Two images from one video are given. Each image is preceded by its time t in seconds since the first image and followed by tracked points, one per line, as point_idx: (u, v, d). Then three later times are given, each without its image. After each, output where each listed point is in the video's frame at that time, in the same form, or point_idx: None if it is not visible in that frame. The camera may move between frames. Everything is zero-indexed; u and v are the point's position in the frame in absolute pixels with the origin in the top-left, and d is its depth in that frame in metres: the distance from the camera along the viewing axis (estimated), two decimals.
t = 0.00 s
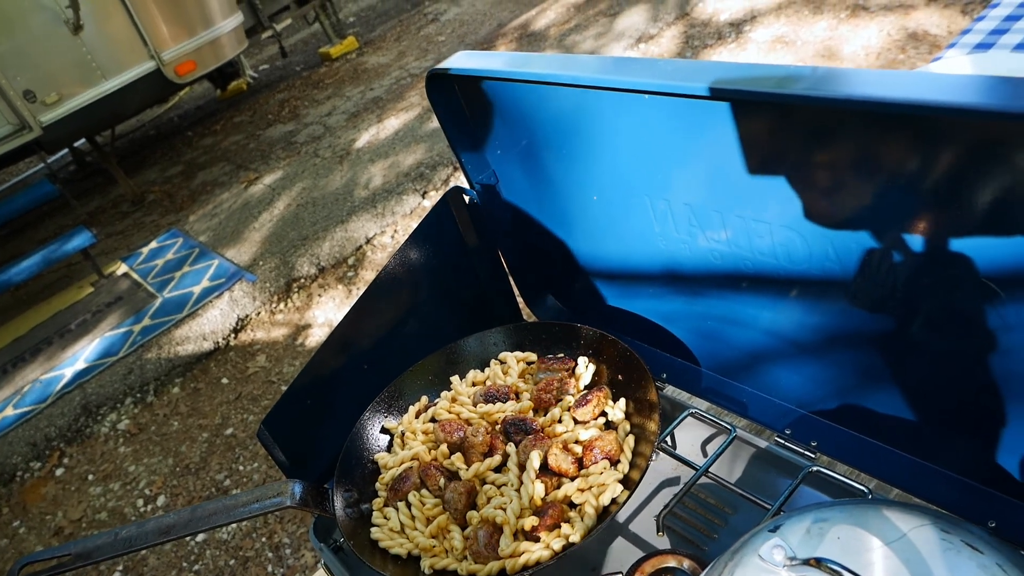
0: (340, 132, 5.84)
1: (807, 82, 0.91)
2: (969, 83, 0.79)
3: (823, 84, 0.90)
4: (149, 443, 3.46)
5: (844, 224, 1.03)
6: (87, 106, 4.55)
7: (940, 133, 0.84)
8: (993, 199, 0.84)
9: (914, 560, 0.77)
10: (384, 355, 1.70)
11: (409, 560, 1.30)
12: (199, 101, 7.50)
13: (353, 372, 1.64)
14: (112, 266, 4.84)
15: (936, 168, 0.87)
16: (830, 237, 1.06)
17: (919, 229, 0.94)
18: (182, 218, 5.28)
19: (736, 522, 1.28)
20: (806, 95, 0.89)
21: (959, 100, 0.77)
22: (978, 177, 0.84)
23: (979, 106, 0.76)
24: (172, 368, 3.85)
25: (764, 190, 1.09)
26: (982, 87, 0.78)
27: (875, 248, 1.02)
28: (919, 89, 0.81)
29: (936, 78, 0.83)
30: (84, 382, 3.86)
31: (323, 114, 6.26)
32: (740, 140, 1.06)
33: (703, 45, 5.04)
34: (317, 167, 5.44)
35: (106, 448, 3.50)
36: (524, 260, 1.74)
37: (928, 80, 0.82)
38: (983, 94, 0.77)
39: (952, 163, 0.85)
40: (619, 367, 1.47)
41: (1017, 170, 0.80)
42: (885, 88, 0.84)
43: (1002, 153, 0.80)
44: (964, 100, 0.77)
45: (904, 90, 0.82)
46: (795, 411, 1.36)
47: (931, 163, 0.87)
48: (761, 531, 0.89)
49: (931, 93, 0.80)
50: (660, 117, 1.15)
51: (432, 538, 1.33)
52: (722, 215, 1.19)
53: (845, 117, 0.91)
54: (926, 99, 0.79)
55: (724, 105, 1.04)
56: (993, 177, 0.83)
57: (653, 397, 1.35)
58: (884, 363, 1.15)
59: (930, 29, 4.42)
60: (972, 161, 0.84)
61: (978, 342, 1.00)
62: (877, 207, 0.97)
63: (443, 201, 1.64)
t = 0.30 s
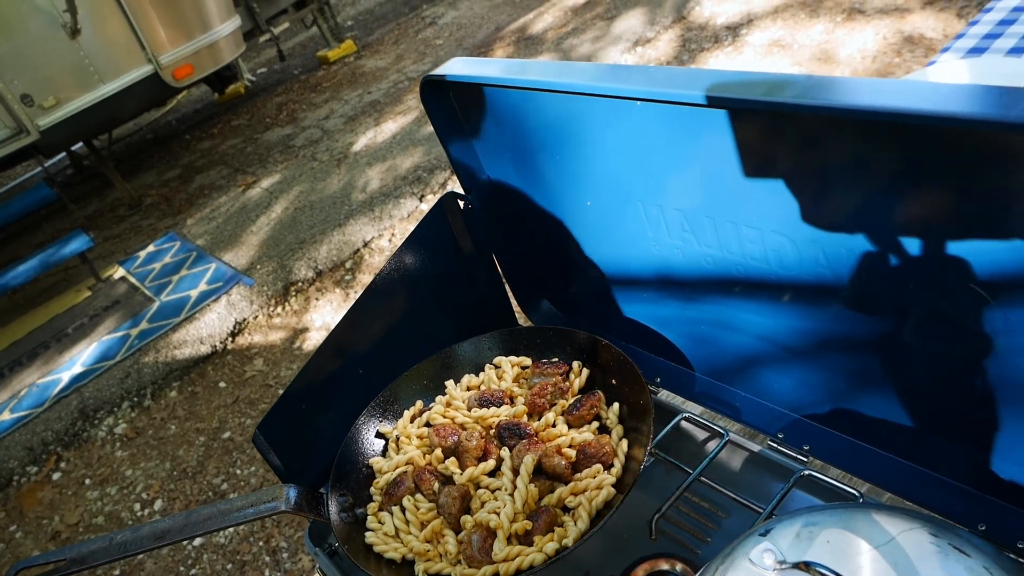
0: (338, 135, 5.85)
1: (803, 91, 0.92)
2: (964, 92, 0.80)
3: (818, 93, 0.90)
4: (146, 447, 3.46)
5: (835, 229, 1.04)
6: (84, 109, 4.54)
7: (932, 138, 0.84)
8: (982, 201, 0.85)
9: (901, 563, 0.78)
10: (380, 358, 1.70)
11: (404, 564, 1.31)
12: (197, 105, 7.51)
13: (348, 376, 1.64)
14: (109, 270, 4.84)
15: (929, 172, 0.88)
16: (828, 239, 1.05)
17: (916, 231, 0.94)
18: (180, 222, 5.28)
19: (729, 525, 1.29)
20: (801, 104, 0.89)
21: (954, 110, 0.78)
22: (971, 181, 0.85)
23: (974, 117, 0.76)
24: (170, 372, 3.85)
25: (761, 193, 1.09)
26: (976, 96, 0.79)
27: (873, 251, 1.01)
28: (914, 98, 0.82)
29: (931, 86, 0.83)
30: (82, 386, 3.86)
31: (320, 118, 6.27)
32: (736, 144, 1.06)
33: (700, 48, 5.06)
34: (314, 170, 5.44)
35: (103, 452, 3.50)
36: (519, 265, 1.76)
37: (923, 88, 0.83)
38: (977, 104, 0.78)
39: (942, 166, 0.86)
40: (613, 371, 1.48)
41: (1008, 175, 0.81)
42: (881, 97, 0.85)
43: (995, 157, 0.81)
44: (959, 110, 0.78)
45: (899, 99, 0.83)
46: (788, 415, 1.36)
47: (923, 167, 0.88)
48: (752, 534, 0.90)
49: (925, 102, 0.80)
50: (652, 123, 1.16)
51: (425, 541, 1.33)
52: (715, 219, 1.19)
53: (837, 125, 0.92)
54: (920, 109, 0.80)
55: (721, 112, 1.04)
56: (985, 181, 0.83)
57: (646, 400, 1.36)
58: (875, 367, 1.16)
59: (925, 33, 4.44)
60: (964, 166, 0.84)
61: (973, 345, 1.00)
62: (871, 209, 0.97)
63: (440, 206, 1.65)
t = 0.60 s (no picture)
0: (334, 139, 5.86)
1: (796, 98, 0.93)
2: (954, 101, 0.81)
3: (810, 100, 0.91)
4: (142, 452, 3.46)
5: (824, 234, 1.05)
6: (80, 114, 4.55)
7: (918, 145, 0.85)
8: (969, 207, 0.86)
9: (886, 564, 0.79)
10: (375, 363, 1.71)
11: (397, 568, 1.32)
12: (193, 109, 7.51)
13: (342, 381, 1.65)
14: (105, 274, 4.84)
15: (918, 177, 0.88)
16: (822, 243, 1.06)
17: (907, 234, 0.94)
18: (176, 226, 5.28)
19: (719, 528, 1.30)
20: (793, 112, 0.90)
21: (945, 118, 0.79)
22: (961, 187, 0.85)
23: (963, 126, 0.77)
24: (166, 376, 3.85)
25: (752, 197, 1.09)
26: (967, 104, 0.80)
27: (867, 254, 1.01)
28: (905, 106, 0.83)
29: (923, 95, 0.84)
30: (77, 390, 3.85)
31: (317, 122, 6.28)
32: (723, 150, 1.07)
33: (695, 52, 5.08)
34: (311, 174, 5.45)
35: (98, 457, 3.50)
36: (512, 269, 1.77)
37: (914, 96, 0.84)
38: (966, 113, 0.79)
39: (930, 172, 0.87)
40: (605, 375, 1.49)
41: (994, 181, 0.81)
42: (873, 106, 0.85)
43: (982, 164, 0.82)
44: (950, 119, 0.78)
45: (889, 108, 0.84)
46: (779, 418, 1.38)
47: (912, 172, 0.88)
48: (742, 537, 0.92)
49: (917, 110, 0.81)
50: (643, 130, 1.17)
51: (418, 545, 1.34)
52: (704, 224, 1.21)
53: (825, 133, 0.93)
54: (911, 118, 0.81)
55: (718, 121, 1.04)
56: (973, 188, 0.84)
57: (637, 404, 1.37)
58: (864, 370, 1.17)
59: (919, 36, 4.47)
60: (952, 173, 0.85)
61: (963, 350, 1.00)
62: (862, 213, 0.98)
63: (434, 211, 1.66)
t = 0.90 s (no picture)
0: (330, 144, 5.87)
1: (787, 106, 0.94)
2: (945, 110, 0.82)
3: (802, 109, 0.93)
4: (137, 457, 3.45)
5: (812, 239, 1.06)
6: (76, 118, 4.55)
7: (904, 151, 0.86)
8: (953, 210, 0.87)
9: (871, 564, 0.81)
10: (369, 368, 1.72)
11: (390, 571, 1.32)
12: (189, 113, 7.51)
13: (336, 385, 1.66)
14: (100, 279, 4.83)
15: (904, 182, 0.89)
16: (813, 247, 1.06)
17: (899, 238, 0.95)
18: (172, 230, 5.28)
19: (710, 530, 1.31)
20: (785, 120, 0.91)
21: (935, 127, 0.80)
22: (948, 191, 0.86)
23: (951, 135, 0.78)
24: (161, 381, 3.85)
25: (742, 202, 1.11)
26: (957, 114, 0.81)
27: (861, 258, 1.02)
28: (895, 114, 0.84)
29: (910, 103, 0.85)
30: (72, 396, 3.85)
31: (312, 126, 6.28)
32: (713, 154, 1.08)
33: (690, 56, 5.11)
34: (307, 179, 5.45)
35: (93, 462, 3.49)
36: (505, 273, 1.79)
37: (905, 105, 0.85)
38: (956, 121, 0.80)
39: (919, 177, 0.88)
40: (597, 379, 1.51)
41: (979, 186, 0.82)
42: (864, 114, 0.86)
43: (969, 169, 0.82)
44: (939, 128, 0.79)
45: (879, 116, 0.85)
46: (769, 420, 1.39)
47: (900, 177, 0.89)
48: (730, 538, 0.93)
49: (907, 119, 0.82)
50: (633, 135, 1.19)
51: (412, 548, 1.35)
52: (695, 229, 1.22)
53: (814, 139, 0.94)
54: (901, 126, 0.82)
55: (713, 128, 1.04)
56: (959, 192, 0.85)
57: (629, 407, 1.39)
58: (850, 373, 1.19)
59: (912, 41, 4.51)
60: (938, 176, 0.86)
61: (951, 353, 1.02)
62: (850, 217, 0.99)
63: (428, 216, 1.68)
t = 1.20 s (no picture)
0: (326, 149, 5.88)
1: (777, 113, 0.95)
2: (934, 117, 0.83)
3: (795, 116, 0.94)
4: (134, 462, 3.45)
5: (803, 243, 1.07)
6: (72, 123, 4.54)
7: (893, 156, 0.87)
8: (942, 215, 0.88)
9: (860, 564, 0.82)
10: (365, 372, 1.73)
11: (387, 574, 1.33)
12: (185, 118, 7.52)
13: (333, 389, 1.66)
14: (96, 284, 4.83)
15: (894, 186, 0.91)
16: (805, 251, 1.08)
17: (890, 242, 0.96)
18: (168, 235, 5.28)
19: (703, 532, 1.32)
20: (778, 127, 0.92)
21: (926, 134, 0.81)
22: (938, 196, 0.87)
23: (944, 141, 0.79)
24: (157, 386, 3.85)
25: (734, 208, 1.12)
26: (949, 121, 0.82)
27: (856, 262, 1.02)
28: (887, 121, 0.85)
29: (899, 110, 0.86)
30: (68, 401, 3.85)
31: (309, 131, 6.30)
32: (705, 161, 1.10)
33: (685, 61, 5.14)
34: (303, 184, 5.46)
35: (89, 467, 3.49)
36: (501, 278, 1.80)
37: (897, 112, 0.86)
38: (948, 128, 0.80)
39: (908, 182, 0.89)
40: (591, 383, 1.52)
41: (968, 189, 0.84)
42: (856, 121, 0.87)
43: (957, 175, 0.84)
44: (930, 134, 0.80)
45: (872, 123, 0.86)
46: (762, 423, 1.41)
47: (889, 180, 0.91)
48: (723, 539, 0.94)
49: (899, 126, 0.83)
50: (625, 142, 1.20)
51: (408, 551, 1.36)
52: (687, 234, 1.23)
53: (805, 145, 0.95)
54: (893, 133, 0.82)
55: (708, 135, 1.05)
56: (949, 196, 0.86)
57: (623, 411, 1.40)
58: (841, 377, 1.20)
59: (905, 45, 4.54)
60: (927, 182, 0.87)
61: (941, 356, 1.03)
62: (841, 222, 1.00)
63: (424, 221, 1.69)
